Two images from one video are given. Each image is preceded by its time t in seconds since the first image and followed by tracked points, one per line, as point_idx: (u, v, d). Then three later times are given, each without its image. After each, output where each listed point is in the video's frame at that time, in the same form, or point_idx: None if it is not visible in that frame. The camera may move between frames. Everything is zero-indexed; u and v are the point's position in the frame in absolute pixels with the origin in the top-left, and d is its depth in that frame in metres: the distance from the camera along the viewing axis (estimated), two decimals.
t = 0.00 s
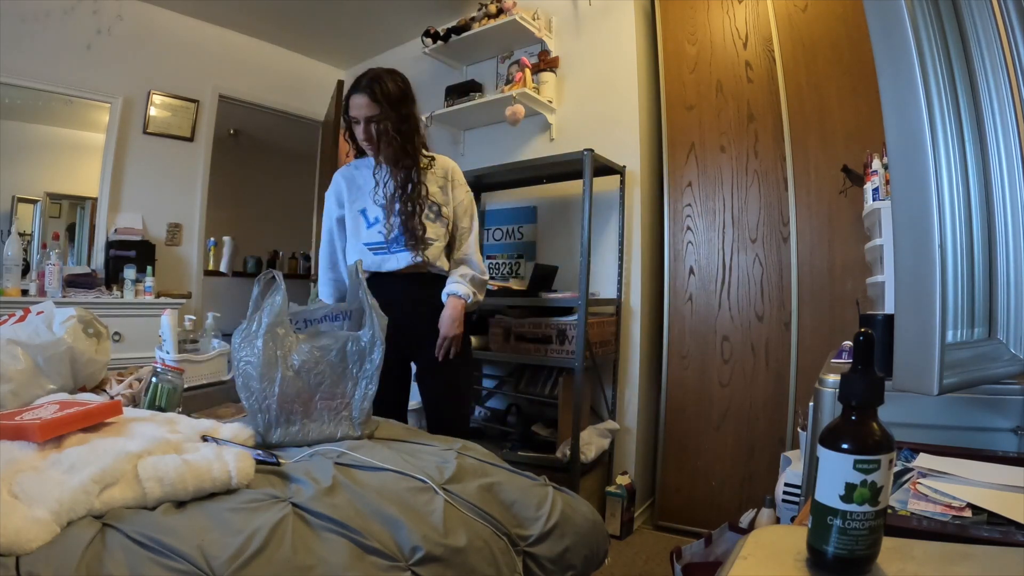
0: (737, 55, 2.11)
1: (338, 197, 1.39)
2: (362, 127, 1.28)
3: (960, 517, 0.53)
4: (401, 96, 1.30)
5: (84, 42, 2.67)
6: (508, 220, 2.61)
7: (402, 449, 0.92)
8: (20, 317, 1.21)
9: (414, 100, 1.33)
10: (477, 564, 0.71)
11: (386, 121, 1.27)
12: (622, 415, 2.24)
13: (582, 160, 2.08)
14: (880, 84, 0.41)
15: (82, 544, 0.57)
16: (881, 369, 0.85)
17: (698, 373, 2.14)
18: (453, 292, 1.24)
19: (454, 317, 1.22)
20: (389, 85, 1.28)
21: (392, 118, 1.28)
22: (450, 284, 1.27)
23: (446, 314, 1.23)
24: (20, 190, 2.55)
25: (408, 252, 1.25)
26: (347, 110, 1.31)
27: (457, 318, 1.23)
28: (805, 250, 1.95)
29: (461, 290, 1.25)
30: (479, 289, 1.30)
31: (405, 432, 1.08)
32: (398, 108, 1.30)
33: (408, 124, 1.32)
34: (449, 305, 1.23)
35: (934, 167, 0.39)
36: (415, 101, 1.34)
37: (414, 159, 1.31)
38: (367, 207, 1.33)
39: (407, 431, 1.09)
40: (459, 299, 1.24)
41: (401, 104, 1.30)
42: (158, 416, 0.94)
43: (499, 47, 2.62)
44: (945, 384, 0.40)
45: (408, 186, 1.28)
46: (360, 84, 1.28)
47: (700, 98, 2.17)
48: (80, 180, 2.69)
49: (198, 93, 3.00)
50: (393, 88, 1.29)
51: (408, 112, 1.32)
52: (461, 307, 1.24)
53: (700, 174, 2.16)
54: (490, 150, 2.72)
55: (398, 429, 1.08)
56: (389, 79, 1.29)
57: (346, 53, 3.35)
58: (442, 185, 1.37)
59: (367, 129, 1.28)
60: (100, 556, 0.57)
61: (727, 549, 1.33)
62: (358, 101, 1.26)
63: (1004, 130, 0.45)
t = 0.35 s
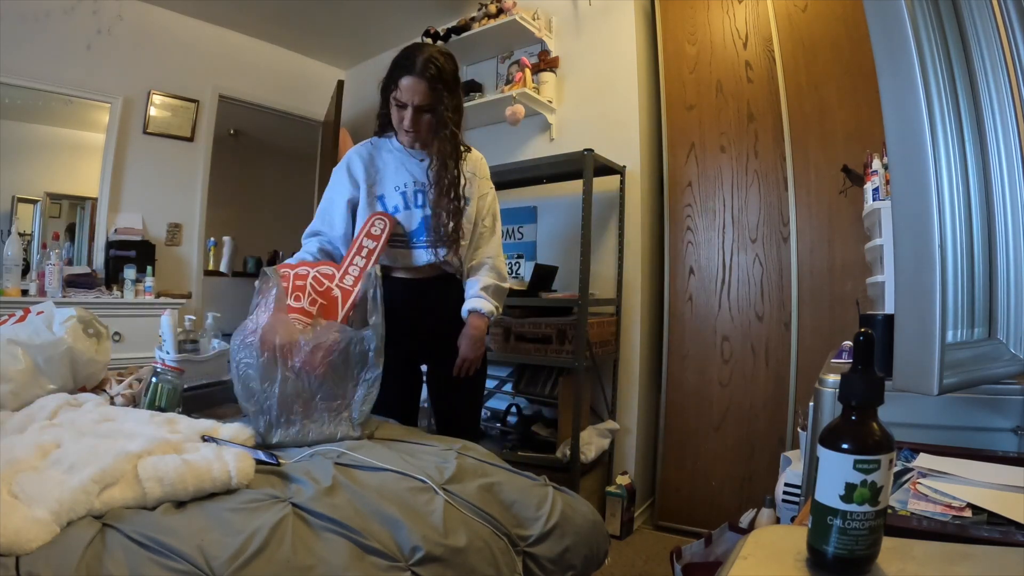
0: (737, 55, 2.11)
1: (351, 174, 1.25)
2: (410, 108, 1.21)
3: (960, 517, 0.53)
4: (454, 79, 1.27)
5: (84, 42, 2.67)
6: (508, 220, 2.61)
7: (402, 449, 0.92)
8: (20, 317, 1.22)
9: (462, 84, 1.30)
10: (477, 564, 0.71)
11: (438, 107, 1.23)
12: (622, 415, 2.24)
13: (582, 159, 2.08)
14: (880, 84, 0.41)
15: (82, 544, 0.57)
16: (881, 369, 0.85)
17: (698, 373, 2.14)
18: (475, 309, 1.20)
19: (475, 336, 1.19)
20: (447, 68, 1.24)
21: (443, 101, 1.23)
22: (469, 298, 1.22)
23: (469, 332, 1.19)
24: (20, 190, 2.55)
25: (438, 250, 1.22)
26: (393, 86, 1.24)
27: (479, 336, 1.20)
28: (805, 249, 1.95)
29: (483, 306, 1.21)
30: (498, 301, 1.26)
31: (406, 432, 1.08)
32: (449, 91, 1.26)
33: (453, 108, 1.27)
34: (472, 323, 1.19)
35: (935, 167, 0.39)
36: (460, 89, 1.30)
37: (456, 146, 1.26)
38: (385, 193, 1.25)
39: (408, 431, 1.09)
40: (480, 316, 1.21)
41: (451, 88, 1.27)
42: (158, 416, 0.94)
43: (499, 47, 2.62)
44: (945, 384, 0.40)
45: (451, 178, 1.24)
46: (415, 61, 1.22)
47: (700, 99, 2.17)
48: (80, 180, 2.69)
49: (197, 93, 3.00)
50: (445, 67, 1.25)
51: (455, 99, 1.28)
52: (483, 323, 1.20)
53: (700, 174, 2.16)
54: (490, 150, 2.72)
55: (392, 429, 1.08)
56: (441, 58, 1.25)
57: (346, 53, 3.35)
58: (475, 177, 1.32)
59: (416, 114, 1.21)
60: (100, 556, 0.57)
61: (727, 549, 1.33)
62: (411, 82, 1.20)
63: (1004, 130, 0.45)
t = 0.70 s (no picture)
0: (737, 55, 2.11)
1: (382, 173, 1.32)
2: (418, 103, 1.23)
3: (960, 517, 0.53)
4: (461, 76, 1.25)
5: (84, 42, 2.67)
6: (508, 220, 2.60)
7: (402, 449, 0.92)
8: (20, 317, 1.22)
9: (473, 84, 1.28)
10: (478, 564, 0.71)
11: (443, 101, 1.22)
12: (622, 415, 2.24)
13: (583, 159, 2.08)
14: (880, 83, 0.41)
15: (82, 544, 0.57)
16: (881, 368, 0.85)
17: (698, 374, 2.14)
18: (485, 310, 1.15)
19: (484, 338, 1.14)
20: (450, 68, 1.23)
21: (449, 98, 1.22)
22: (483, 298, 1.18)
23: (478, 331, 1.15)
24: (20, 190, 2.55)
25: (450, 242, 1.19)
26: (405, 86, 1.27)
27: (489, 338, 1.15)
28: (805, 249, 1.95)
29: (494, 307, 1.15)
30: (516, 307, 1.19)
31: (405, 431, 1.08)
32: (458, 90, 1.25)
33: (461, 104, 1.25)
34: (481, 325, 1.14)
35: (935, 167, 0.39)
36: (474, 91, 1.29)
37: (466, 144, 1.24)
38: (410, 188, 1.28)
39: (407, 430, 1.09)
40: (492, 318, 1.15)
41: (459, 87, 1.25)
42: (158, 415, 0.94)
43: (499, 47, 2.62)
44: (945, 384, 0.41)
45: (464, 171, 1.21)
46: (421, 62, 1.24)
47: (700, 99, 2.17)
48: (80, 179, 2.68)
49: (197, 93, 3.00)
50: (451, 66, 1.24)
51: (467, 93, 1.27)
52: (493, 327, 1.15)
53: (700, 174, 2.16)
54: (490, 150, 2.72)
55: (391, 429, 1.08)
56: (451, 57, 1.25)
57: (346, 53, 3.35)
58: (496, 179, 1.28)
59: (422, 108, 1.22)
60: (101, 556, 0.57)
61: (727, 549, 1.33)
62: (416, 79, 1.22)
63: (1003, 131, 0.45)
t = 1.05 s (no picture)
0: (737, 55, 2.11)
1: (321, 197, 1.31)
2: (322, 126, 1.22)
3: (960, 517, 0.53)
4: (358, 88, 1.20)
5: (84, 42, 2.67)
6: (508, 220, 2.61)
7: (402, 449, 0.92)
8: (20, 317, 1.22)
9: (378, 94, 1.23)
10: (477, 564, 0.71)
11: (342, 122, 1.19)
12: (622, 415, 2.24)
13: (582, 159, 2.08)
14: (880, 83, 0.41)
15: (82, 544, 0.57)
16: (881, 368, 0.85)
17: (698, 373, 2.14)
18: (449, 309, 1.14)
19: (451, 336, 1.14)
20: (346, 79, 1.19)
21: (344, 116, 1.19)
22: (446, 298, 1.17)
23: (445, 331, 1.14)
24: (20, 190, 2.55)
25: (407, 252, 1.19)
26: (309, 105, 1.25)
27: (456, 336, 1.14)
28: (805, 249, 1.95)
29: (457, 305, 1.15)
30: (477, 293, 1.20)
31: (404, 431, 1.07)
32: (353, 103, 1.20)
33: (365, 115, 1.20)
34: (448, 324, 1.13)
35: (934, 166, 0.39)
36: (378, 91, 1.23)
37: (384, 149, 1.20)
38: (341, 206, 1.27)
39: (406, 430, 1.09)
40: (457, 316, 1.14)
41: (358, 98, 1.20)
42: (157, 416, 0.94)
43: (499, 47, 2.62)
44: (945, 384, 0.41)
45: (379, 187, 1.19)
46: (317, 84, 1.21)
47: (700, 99, 2.17)
48: (80, 179, 2.68)
49: (197, 93, 3.00)
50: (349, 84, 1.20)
51: (370, 102, 1.21)
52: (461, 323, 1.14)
53: (700, 174, 2.16)
54: (490, 150, 2.72)
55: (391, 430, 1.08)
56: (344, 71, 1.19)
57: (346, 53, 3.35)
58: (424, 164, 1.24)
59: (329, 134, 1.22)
60: (101, 556, 0.57)
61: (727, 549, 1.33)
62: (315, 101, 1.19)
63: (1004, 131, 0.45)
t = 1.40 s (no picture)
0: (737, 55, 2.11)
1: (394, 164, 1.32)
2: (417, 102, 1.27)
3: (960, 517, 0.53)
4: (458, 74, 1.29)
5: (84, 42, 2.67)
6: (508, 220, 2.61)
7: (402, 449, 0.92)
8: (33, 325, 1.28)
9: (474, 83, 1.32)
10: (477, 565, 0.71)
11: (440, 96, 1.26)
12: (622, 415, 2.24)
13: (583, 159, 2.08)
14: (880, 84, 0.41)
15: (82, 544, 0.57)
16: (881, 368, 0.85)
17: (699, 373, 2.14)
18: (496, 289, 1.16)
19: (492, 317, 1.13)
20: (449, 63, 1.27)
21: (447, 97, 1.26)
22: (490, 281, 1.19)
23: (488, 312, 1.14)
24: (20, 190, 2.54)
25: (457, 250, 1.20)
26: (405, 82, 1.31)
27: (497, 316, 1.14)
28: (805, 249, 1.95)
29: (504, 288, 1.16)
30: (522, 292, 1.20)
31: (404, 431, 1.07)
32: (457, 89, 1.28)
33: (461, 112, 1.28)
34: (491, 302, 1.14)
35: (934, 166, 0.39)
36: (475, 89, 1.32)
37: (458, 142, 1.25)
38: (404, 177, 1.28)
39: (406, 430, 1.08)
40: (501, 296, 1.15)
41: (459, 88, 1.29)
42: (157, 416, 0.94)
43: (499, 47, 2.62)
44: (945, 384, 0.40)
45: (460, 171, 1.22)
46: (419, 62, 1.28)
47: (700, 99, 2.17)
48: (80, 179, 2.68)
49: (197, 93, 3.00)
50: (451, 66, 1.28)
51: (463, 91, 1.30)
52: (503, 305, 1.15)
53: (700, 174, 2.16)
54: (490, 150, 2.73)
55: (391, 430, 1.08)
56: (450, 57, 1.29)
57: (346, 53, 3.35)
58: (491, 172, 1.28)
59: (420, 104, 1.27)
60: (101, 556, 0.57)
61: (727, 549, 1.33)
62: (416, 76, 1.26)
63: (1004, 130, 0.45)
